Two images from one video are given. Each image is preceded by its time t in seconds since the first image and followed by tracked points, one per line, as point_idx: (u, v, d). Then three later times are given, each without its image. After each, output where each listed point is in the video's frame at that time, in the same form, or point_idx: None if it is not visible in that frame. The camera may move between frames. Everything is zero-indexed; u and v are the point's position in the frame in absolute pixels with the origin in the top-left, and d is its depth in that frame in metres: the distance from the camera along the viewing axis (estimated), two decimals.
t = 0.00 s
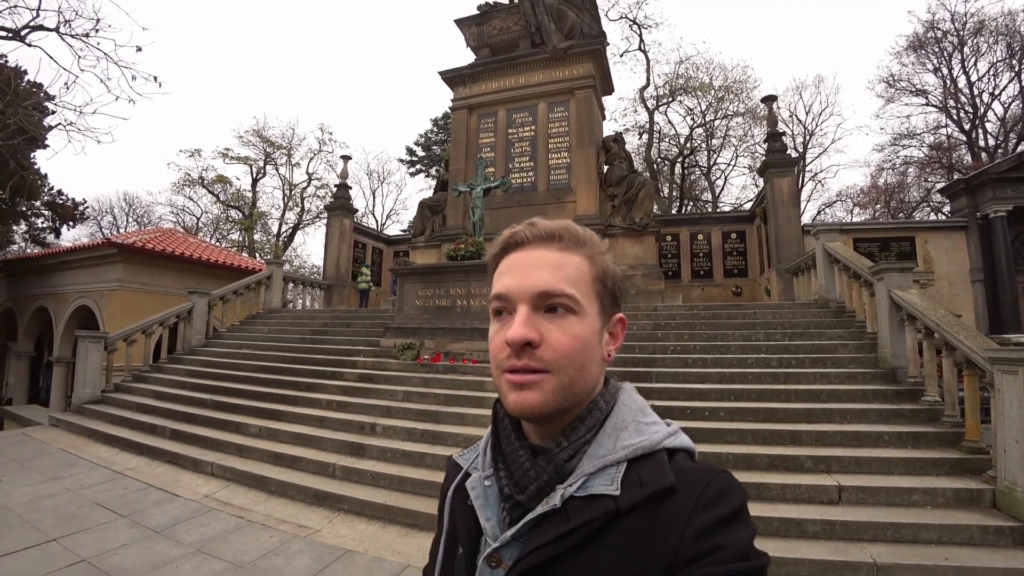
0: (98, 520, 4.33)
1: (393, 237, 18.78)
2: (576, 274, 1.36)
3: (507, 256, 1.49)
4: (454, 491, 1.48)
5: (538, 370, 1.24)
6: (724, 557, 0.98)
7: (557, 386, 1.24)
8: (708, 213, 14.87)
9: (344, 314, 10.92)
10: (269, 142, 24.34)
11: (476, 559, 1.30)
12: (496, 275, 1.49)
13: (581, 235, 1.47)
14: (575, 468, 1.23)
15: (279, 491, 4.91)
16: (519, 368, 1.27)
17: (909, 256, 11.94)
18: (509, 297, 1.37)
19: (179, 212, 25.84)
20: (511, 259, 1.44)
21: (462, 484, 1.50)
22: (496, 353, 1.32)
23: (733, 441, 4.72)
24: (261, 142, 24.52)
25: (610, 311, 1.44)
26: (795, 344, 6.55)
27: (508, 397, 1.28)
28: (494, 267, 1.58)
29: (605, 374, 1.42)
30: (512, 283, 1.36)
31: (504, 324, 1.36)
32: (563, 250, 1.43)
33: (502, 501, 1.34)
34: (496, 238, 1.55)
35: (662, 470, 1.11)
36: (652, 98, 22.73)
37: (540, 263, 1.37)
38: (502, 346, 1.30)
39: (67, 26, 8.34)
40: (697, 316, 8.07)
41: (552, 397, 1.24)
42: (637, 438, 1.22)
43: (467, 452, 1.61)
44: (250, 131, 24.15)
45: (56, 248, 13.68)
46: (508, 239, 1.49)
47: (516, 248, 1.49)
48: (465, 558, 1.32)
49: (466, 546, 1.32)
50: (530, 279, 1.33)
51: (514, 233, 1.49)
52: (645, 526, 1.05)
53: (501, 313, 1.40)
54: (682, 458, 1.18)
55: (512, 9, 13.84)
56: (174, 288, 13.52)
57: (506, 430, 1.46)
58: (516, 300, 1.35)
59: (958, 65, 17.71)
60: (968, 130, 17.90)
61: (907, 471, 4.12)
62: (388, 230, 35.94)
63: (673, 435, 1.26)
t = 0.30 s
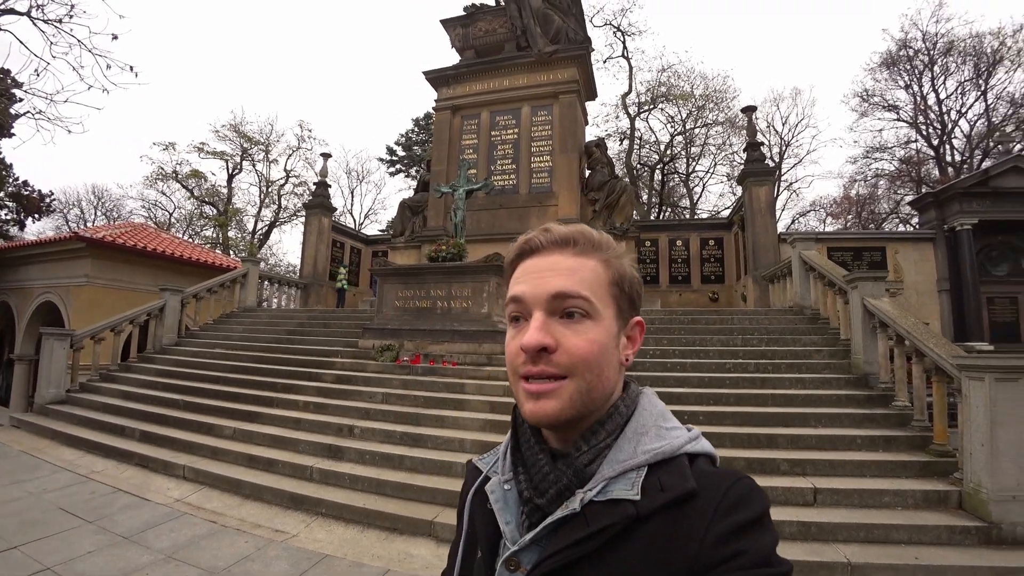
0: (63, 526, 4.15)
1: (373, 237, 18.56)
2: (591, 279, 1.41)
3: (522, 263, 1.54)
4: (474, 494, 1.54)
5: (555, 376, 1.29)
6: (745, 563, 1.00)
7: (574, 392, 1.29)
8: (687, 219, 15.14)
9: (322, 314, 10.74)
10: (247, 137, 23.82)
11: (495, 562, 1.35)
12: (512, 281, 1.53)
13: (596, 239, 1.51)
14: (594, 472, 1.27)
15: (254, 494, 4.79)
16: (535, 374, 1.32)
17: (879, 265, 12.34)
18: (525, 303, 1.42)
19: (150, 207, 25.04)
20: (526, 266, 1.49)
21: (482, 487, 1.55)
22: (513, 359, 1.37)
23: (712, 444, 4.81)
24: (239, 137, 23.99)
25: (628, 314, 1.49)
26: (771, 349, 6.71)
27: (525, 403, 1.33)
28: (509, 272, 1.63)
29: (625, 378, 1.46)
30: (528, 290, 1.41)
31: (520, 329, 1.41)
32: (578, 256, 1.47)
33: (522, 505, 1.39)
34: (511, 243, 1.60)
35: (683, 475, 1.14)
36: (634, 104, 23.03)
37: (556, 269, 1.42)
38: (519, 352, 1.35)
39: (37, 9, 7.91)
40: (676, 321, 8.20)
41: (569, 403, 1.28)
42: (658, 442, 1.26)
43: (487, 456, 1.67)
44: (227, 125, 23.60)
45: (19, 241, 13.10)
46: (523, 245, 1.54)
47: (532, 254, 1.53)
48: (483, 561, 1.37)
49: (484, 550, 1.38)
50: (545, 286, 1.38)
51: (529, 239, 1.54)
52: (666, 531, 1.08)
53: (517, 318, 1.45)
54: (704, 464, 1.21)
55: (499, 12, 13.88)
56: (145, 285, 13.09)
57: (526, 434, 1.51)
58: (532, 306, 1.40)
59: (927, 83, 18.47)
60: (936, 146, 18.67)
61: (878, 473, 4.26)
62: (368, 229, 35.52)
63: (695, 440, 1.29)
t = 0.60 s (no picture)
0: (16, 522, 3.94)
1: (350, 232, 18.27)
2: (573, 272, 1.40)
3: (504, 256, 1.54)
4: (455, 487, 1.52)
5: (535, 367, 1.28)
6: (724, 553, 1.01)
7: (555, 383, 1.28)
8: (664, 225, 15.37)
9: (296, 308, 10.51)
10: (223, 126, 23.18)
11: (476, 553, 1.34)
12: (494, 275, 1.53)
13: (579, 232, 1.51)
14: (575, 464, 1.27)
15: (221, 491, 4.64)
16: (516, 365, 1.31)
17: (850, 274, 12.71)
18: (507, 294, 1.41)
19: (119, 193, 24.12)
20: (508, 260, 1.49)
21: (462, 479, 1.54)
22: (494, 351, 1.36)
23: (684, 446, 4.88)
24: (215, 125, 23.32)
25: (610, 307, 1.48)
26: (744, 354, 6.85)
27: (506, 395, 1.32)
28: (492, 266, 1.62)
29: (605, 371, 1.46)
30: (510, 282, 1.41)
31: (502, 321, 1.41)
32: (561, 248, 1.47)
33: (503, 497, 1.38)
34: (493, 238, 1.59)
35: (663, 466, 1.14)
36: (616, 109, 23.25)
37: (537, 262, 1.42)
38: (500, 344, 1.34)
39: None
40: (652, 325, 8.30)
41: (550, 394, 1.27)
42: (638, 434, 1.26)
43: (467, 447, 1.65)
44: (202, 113, 22.93)
45: None
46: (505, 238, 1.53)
47: (514, 247, 1.53)
48: (464, 553, 1.36)
49: (464, 542, 1.36)
50: (526, 278, 1.38)
51: (511, 232, 1.53)
52: (645, 522, 1.08)
53: (499, 311, 1.45)
54: (683, 455, 1.22)
55: (484, 10, 13.84)
56: (113, 274, 12.60)
57: (506, 427, 1.51)
58: (515, 298, 1.39)
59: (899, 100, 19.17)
60: (906, 161, 19.39)
61: (845, 476, 4.39)
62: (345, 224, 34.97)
63: (674, 431, 1.30)
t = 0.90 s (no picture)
0: None
1: (335, 231, 18.06)
2: (573, 264, 1.40)
3: (508, 243, 1.53)
4: (441, 478, 1.48)
5: (529, 354, 1.27)
6: (706, 548, 1.03)
7: (548, 372, 1.26)
8: (650, 230, 15.48)
9: (279, 308, 10.34)
10: (207, 121, 22.76)
11: (461, 546, 1.30)
12: (496, 260, 1.53)
13: (583, 226, 1.50)
14: (562, 457, 1.26)
15: (198, 493, 4.51)
16: (511, 351, 1.29)
17: (832, 281, 12.94)
18: (508, 280, 1.40)
19: (98, 188, 23.53)
20: (512, 246, 1.48)
21: (449, 470, 1.50)
22: (489, 335, 1.35)
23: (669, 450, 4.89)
24: (198, 121, 22.90)
25: (607, 304, 1.48)
26: (727, 359, 6.91)
27: (497, 379, 1.30)
28: (495, 254, 1.62)
29: (595, 366, 1.45)
30: (511, 267, 1.40)
31: (499, 306, 1.40)
32: (563, 240, 1.46)
33: (489, 488, 1.36)
34: (499, 224, 1.59)
35: (648, 461, 1.15)
36: (604, 113, 23.41)
37: (540, 251, 1.42)
38: (495, 328, 1.33)
39: None
40: (637, 329, 8.33)
41: (542, 382, 1.26)
42: (625, 429, 1.26)
43: (455, 439, 1.61)
44: (186, 108, 22.50)
45: None
46: (511, 225, 1.53)
47: (519, 235, 1.53)
48: (449, 545, 1.32)
49: (450, 534, 1.33)
50: (528, 265, 1.38)
51: (517, 220, 1.53)
52: (630, 515, 1.09)
53: (499, 296, 1.43)
54: (669, 451, 1.23)
55: (474, 12, 13.85)
56: (91, 270, 12.25)
57: (495, 418, 1.48)
58: (514, 284, 1.38)
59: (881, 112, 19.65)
60: (887, 171, 19.87)
61: (826, 480, 4.44)
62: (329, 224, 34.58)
63: (660, 427, 1.31)
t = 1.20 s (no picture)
0: None
1: (321, 235, 17.86)
2: (559, 276, 1.36)
3: (491, 252, 1.48)
4: (418, 488, 1.41)
5: (513, 366, 1.23)
6: (687, 554, 1.00)
7: (530, 385, 1.23)
8: (639, 231, 15.54)
9: (264, 312, 10.16)
10: (190, 124, 22.38)
11: (438, 559, 1.24)
12: (479, 268, 1.47)
13: (567, 238, 1.46)
14: (541, 465, 1.22)
15: (179, 505, 4.37)
16: (494, 363, 1.25)
17: (819, 280, 13.07)
18: (491, 291, 1.35)
19: (78, 192, 23.02)
20: (497, 256, 1.43)
21: (426, 480, 1.43)
22: (472, 346, 1.30)
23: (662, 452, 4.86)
24: (181, 123, 22.52)
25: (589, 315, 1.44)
26: (718, 359, 6.92)
27: (480, 390, 1.26)
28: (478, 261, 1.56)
29: (575, 374, 1.42)
30: (496, 278, 1.35)
31: (483, 318, 1.35)
32: (549, 251, 1.42)
33: (467, 498, 1.30)
34: (482, 232, 1.53)
35: (627, 468, 1.13)
36: (590, 115, 23.50)
37: (525, 261, 1.37)
38: (479, 339, 1.29)
39: None
40: (626, 330, 8.32)
41: (525, 394, 1.23)
42: (604, 436, 1.23)
43: (432, 449, 1.54)
44: (168, 110, 22.12)
45: None
46: (497, 233, 1.48)
47: (503, 244, 1.48)
48: (426, 557, 1.26)
49: (427, 546, 1.26)
50: (513, 276, 1.33)
51: (502, 229, 1.47)
52: (608, 523, 1.06)
53: (481, 307, 1.38)
54: (647, 459, 1.20)
55: (460, 13, 13.82)
56: (69, 275, 11.93)
57: (472, 426, 1.43)
58: (498, 295, 1.34)
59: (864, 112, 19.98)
60: (871, 170, 20.20)
61: (819, 480, 4.44)
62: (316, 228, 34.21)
63: (638, 435, 1.28)
